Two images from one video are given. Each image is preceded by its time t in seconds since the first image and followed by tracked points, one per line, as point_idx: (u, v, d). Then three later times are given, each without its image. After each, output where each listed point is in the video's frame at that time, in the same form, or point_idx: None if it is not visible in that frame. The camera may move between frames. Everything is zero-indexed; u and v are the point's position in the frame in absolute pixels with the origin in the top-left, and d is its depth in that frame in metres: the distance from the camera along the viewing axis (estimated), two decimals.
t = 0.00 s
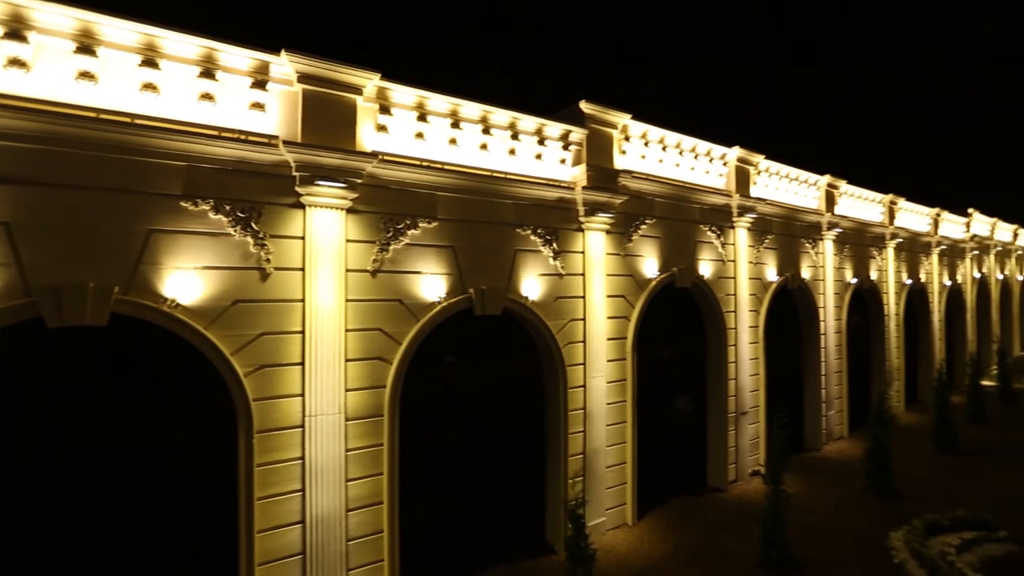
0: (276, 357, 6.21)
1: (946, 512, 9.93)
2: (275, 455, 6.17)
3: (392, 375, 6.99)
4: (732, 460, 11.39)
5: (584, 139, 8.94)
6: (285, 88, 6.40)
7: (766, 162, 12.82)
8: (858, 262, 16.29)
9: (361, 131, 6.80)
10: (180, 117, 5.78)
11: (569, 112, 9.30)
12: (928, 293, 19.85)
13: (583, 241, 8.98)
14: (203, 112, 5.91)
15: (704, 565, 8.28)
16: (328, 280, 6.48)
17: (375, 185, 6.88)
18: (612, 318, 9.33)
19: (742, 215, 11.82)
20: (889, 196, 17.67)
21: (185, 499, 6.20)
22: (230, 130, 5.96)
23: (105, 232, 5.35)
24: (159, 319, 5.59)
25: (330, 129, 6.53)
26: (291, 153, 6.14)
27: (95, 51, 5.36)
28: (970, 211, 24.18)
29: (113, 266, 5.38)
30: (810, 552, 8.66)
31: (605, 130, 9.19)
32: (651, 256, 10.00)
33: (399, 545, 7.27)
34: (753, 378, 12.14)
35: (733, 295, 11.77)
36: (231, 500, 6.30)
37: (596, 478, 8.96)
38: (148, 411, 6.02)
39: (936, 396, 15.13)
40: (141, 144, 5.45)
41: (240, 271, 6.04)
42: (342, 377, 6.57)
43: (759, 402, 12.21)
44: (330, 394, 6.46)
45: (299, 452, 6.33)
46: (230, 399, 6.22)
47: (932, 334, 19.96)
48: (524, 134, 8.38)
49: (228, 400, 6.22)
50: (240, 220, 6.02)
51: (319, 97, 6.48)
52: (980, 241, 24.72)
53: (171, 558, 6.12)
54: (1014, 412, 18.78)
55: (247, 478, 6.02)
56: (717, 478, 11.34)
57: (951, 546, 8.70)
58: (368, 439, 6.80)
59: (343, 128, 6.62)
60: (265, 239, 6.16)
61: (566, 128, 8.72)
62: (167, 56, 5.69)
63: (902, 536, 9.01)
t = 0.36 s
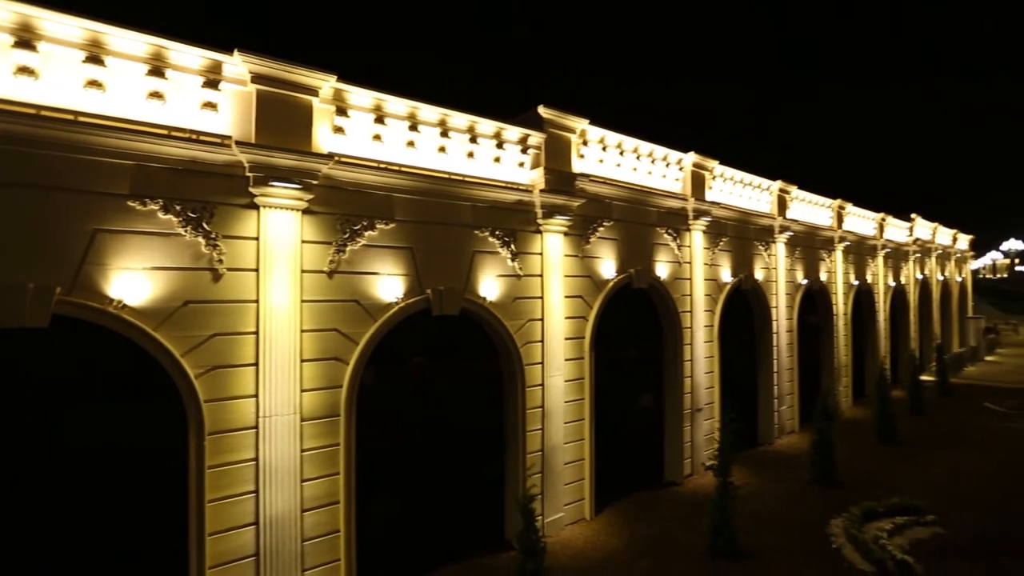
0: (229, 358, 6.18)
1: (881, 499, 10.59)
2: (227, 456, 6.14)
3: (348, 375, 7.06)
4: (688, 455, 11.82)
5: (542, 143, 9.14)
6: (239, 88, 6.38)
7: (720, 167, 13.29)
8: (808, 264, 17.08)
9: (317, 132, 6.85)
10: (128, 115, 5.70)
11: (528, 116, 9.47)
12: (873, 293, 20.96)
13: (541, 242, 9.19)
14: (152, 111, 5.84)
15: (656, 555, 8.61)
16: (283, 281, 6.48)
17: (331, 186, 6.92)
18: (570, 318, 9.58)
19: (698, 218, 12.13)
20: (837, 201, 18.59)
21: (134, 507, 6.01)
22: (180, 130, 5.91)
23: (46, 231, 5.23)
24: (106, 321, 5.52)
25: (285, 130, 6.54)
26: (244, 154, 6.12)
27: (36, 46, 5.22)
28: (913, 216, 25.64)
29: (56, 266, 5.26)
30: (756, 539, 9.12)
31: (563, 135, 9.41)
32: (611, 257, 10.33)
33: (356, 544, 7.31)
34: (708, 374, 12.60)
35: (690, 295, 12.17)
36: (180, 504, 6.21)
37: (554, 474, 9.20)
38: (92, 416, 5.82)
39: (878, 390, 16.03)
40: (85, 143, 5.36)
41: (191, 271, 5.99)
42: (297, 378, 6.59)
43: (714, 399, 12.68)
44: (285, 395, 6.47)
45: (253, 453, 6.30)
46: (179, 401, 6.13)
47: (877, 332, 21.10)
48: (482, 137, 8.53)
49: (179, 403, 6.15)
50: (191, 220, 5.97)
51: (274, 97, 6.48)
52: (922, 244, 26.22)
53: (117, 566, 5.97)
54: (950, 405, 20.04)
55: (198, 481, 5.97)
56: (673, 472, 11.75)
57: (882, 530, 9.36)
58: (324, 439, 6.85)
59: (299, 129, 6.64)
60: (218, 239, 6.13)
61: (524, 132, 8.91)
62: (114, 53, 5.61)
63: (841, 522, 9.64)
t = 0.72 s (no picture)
0: (181, 359, 6.11)
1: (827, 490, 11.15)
2: (179, 459, 6.07)
3: (306, 375, 7.06)
4: (648, 451, 12.14)
5: (503, 146, 9.30)
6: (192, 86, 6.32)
7: (680, 172, 13.52)
8: (765, 265, 17.74)
9: (274, 133, 6.85)
10: (73, 112, 5.59)
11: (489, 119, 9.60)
12: (826, 294, 21.93)
13: (502, 244, 9.34)
14: (100, 108, 5.74)
15: (613, 547, 8.87)
16: (238, 281, 6.45)
17: (288, 187, 6.91)
18: (530, 318, 9.77)
19: (657, 221, 12.34)
20: (793, 205, 19.36)
21: (80, 513, 5.87)
22: (129, 128, 5.83)
23: None
24: (50, 322, 5.40)
25: (240, 130, 6.51)
26: (197, 153, 6.08)
27: None
28: (864, 219, 26.88)
29: None
30: (708, 530, 9.48)
31: (524, 138, 9.57)
32: (571, 258, 10.56)
33: (314, 544, 7.32)
34: (666, 373, 12.92)
35: (649, 296, 12.43)
36: (130, 508, 6.10)
37: (515, 472, 9.37)
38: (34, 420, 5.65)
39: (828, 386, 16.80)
40: (27, 139, 5.22)
41: (142, 271, 5.91)
42: (253, 378, 6.57)
43: (673, 396, 13.06)
44: (240, 396, 6.43)
45: (206, 455, 6.25)
46: (129, 404, 6.03)
47: (830, 330, 22.07)
48: (442, 140, 8.64)
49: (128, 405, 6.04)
50: (141, 220, 5.90)
51: (228, 97, 6.44)
52: (872, 246, 27.51)
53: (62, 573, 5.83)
54: (895, 399, 21.14)
55: (148, 484, 5.88)
56: (633, 469, 12.05)
57: (826, 518, 9.84)
58: (280, 439, 6.84)
59: (254, 129, 6.62)
60: (169, 239, 6.06)
61: (484, 135, 9.05)
62: (58, 48, 5.48)
63: (788, 512, 10.08)
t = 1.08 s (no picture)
0: (133, 360, 6.03)
1: (779, 482, 11.62)
2: (131, 462, 5.99)
3: (264, 376, 7.05)
4: (612, 448, 12.40)
5: (466, 148, 9.42)
6: (144, 84, 6.23)
7: (643, 175, 13.73)
8: (726, 266, 18.31)
9: (231, 133, 6.80)
10: (17, 108, 5.45)
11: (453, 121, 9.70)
12: (785, 294, 22.77)
13: (465, 245, 9.47)
14: (46, 105, 5.62)
15: (573, 542, 9.08)
16: (194, 282, 6.39)
17: (245, 186, 6.88)
18: (494, 318, 9.92)
19: (621, 222, 12.58)
20: (753, 208, 20.04)
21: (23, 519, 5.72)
22: (78, 125, 5.72)
23: None
24: None
25: (195, 129, 6.46)
26: (150, 152, 6.00)
27: None
28: (822, 222, 27.97)
29: None
30: (666, 523, 9.78)
31: (487, 141, 9.71)
32: (534, 259, 10.75)
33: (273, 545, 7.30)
34: (629, 371, 13.03)
35: (612, 296, 12.66)
36: (78, 513, 5.98)
37: (478, 470, 9.51)
38: None
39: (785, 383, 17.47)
40: None
41: (91, 272, 5.80)
42: (209, 379, 6.52)
43: (637, 394, 13.19)
44: (195, 397, 6.38)
45: (159, 458, 6.18)
46: (77, 406, 5.92)
47: (788, 329, 22.91)
48: (405, 141, 8.70)
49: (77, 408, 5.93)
50: (90, 219, 5.80)
51: (182, 95, 6.38)
52: (830, 248, 28.62)
53: None
54: (850, 395, 22.07)
55: (98, 488, 5.79)
56: (597, 466, 12.28)
57: (777, 509, 10.27)
58: (237, 440, 6.80)
59: (210, 128, 6.57)
60: (120, 239, 5.97)
61: (447, 137, 9.15)
62: None
63: (742, 504, 10.47)
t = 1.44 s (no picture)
0: (82, 362, 5.92)
1: (736, 476, 12.06)
2: (79, 465, 5.88)
3: (221, 377, 6.99)
4: (578, 445, 12.62)
5: (430, 150, 9.50)
6: (93, 80, 6.11)
7: (609, 177, 14.11)
8: (691, 267, 18.81)
9: (187, 132, 6.73)
10: None
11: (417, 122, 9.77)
12: (748, 294, 23.48)
13: (429, 245, 9.55)
14: None
15: (535, 537, 9.25)
16: (147, 282, 6.30)
17: (201, 186, 6.81)
18: (458, 318, 10.02)
19: (585, 224, 12.81)
20: (717, 210, 20.63)
21: None
22: (22, 122, 5.58)
23: None
24: None
25: (148, 127, 6.37)
26: (99, 150, 5.89)
27: None
28: (785, 225, 28.94)
29: None
30: (625, 518, 10.04)
31: (451, 142, 9.81)
32: (499, 260, 10.89)
33: (229, 547, 7.25)
34: (595, 370, 13.31)
35: (578, 296, 12.90)
36: (22, 519, 5.83)
37: (442, 469, 9.58)
38: None
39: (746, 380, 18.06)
40: None
41: (36, 272, 5.67)
42: (163, 381, 6.43)
43: (601, 393, 13.42)
44: (148, 398, 6.30)
45: (110, 461, 6.07)
46: (22, 409, 5.78)
47: (751, 328, 23.65)
48: (368, 142, 8.73)
49: (21, 411, 5.79)
50: (35, 218, 5.66)
51: (135, 93, 6.29)
52: (792, 250, 29.61)
53: None
54: (808, 391, 22.92)
55: (43, 493, 5.67)
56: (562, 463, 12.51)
57: (732, 502, 10.65)
58: (192, 443, 6.73)
59: (165, 127, 6.48)
60: (68, 239, 5.85)
61: (411, 138, 9.22)
62: None
63: (700, 497, 10.82)
